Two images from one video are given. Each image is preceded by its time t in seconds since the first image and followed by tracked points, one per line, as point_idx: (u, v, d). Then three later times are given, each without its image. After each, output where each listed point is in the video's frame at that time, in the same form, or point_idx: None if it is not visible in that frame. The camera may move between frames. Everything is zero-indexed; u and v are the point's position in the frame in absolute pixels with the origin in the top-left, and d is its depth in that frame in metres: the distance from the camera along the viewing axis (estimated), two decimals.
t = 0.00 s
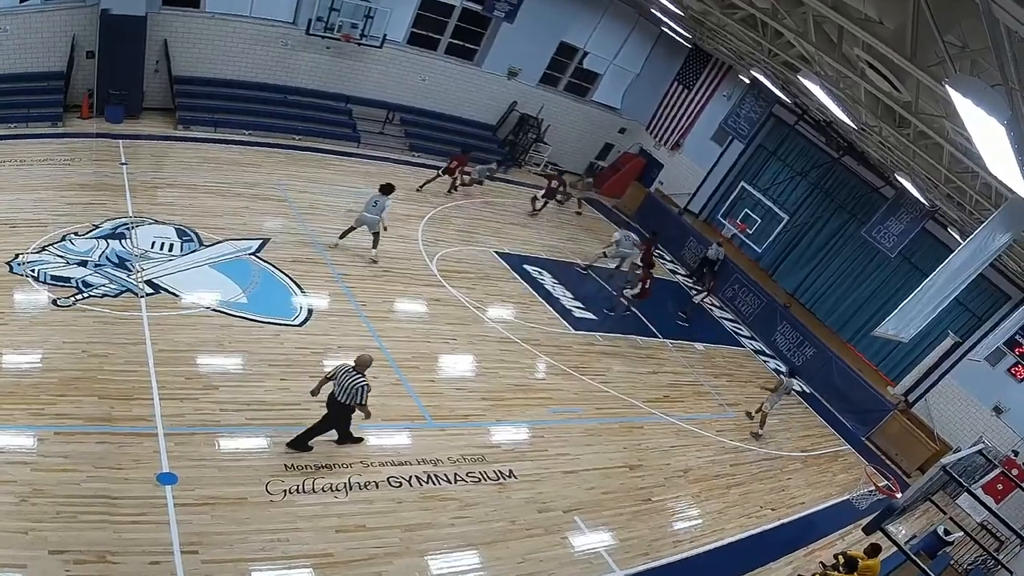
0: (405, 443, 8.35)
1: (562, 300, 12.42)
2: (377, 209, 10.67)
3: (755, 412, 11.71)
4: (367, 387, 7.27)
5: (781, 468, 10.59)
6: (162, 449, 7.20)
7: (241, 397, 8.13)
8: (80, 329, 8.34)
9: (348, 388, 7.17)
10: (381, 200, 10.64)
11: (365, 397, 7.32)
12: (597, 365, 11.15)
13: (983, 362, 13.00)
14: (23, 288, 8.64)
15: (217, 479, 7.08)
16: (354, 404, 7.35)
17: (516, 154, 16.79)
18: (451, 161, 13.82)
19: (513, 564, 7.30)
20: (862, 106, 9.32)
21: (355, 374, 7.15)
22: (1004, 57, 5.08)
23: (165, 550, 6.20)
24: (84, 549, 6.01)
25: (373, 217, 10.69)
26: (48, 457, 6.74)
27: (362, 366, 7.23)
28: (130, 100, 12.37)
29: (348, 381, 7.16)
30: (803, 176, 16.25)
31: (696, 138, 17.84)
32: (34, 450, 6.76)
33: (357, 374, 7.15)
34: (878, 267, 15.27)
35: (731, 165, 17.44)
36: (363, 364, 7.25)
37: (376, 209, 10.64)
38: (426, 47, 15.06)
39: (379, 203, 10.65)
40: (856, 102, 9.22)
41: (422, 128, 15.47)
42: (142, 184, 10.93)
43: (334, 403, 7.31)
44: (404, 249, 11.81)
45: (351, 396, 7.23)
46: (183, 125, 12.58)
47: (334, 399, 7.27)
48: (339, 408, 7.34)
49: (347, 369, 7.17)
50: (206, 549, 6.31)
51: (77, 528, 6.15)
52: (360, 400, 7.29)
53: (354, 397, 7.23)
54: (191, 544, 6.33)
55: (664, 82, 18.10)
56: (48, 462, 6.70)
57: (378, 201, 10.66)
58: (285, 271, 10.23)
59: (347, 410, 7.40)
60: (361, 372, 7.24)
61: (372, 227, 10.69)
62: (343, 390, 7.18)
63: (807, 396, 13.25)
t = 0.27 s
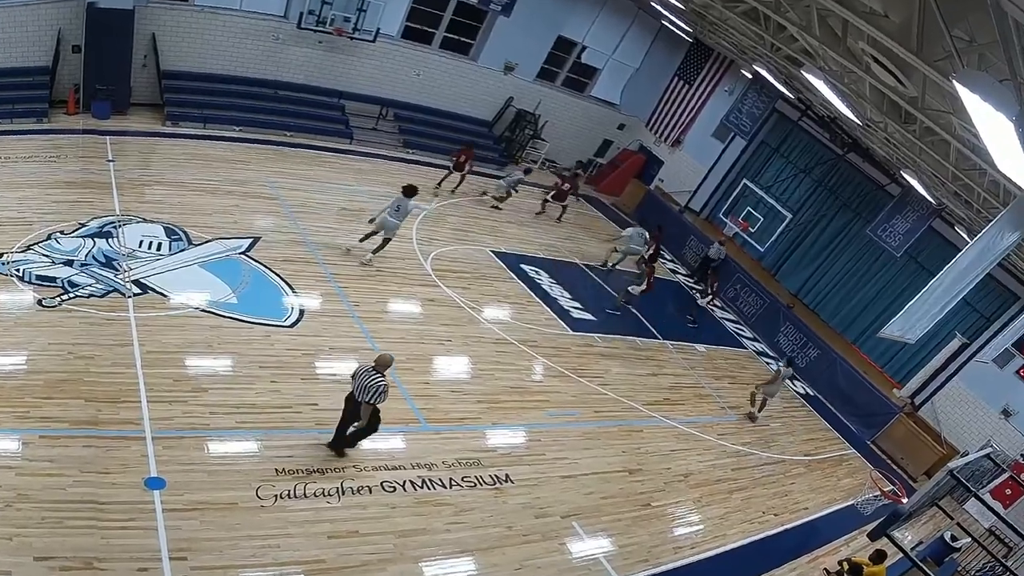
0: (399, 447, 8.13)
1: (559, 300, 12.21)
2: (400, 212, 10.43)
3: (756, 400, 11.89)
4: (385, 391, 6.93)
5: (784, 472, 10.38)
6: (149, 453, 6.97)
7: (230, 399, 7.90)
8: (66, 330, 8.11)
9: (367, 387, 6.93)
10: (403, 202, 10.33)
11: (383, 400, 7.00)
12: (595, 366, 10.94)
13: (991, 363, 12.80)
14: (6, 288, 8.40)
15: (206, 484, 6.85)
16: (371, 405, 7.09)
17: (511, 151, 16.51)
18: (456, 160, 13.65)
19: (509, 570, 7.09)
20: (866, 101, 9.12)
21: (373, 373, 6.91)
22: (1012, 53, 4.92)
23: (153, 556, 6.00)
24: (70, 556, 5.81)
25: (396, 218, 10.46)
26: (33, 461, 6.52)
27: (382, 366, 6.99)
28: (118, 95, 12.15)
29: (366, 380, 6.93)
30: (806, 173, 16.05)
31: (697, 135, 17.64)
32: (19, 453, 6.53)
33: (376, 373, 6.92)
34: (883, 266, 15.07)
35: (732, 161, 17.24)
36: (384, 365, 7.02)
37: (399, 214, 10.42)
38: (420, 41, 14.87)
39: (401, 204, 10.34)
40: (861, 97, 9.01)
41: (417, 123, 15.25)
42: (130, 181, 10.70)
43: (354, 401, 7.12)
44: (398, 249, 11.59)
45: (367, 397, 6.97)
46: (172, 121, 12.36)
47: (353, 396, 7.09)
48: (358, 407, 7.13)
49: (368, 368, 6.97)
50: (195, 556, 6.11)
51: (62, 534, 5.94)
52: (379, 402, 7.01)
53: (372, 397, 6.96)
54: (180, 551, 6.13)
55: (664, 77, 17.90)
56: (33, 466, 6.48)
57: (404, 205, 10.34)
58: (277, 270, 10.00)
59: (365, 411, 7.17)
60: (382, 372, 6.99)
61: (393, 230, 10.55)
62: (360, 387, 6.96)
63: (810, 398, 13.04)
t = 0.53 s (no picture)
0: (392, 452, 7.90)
1: (557, 300, 11.98)
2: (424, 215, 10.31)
3: (753, 401, 11.82)
4: (405, 397, 6.94)
5: (787, 476, 10.16)
6: (136, 457, 6.74)
7: (219, 402, 7.67)
8: (52, 331, 7.88)
9: (386, 395, 6.90)
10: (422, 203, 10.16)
11: (403, 405, 7.00)
12: (594, 368, 10.72)
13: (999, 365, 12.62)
14: None
15: (194, 490, 6.63)
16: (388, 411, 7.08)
17: (507, 147, 16.39)
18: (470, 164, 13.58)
19: None
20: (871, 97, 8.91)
21: (392, 381, 6.88)
22: None
23: (141, 563, 5.79)
24: (56, 562, 5.61)
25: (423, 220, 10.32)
26: (18, 465, 6.30)
27: (402, 374, 6.93)
28: (105, 91, 11.92)
29: (386, 388, 6.88)
30: (810, 171, 15.83)
31: (698, 132, 17.39)
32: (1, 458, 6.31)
33: (395, 380, 6.88)
34: (888, 266, 14.86)
35: (734, 159, 17.02)
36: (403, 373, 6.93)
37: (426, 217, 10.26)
38: (415, 35, 14.63)
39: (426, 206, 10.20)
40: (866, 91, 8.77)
41: (411, 120, 15.04)
42: (118, 178, 10.47)
43: (371, 409, 7.08)
44: (392, 248, 11.36)
45: (388, 404, 6.95)
46: (159, 116, 12.13)
47: (370, 404, 7.01)
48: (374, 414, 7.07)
49: (386, 376, 6.89)
50: (183, 563, 5.91)
51: (47, 541, 5.74)
52: (398, 408, 7.02)
53: (392, 404, 6.95)
54: (168, 557, 5.92)
55: (664, 71, 17.59)
56: (17, 470, 6.26)
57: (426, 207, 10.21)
58: (268, 270, 9.77)
59: (381, 417, 7.13)
60: (401, 379, 6.95)
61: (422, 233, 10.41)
62: (380, 396, 6.91)
63: (814, 401, 12.82)
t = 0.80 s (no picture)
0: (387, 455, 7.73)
1: (555, 300, 11.82)
2: (435, 222, 10.40)
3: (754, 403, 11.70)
4: (420, 402, 6.81)
5: (789, 479, 10.00)
6: (127, 460, 6.58)
7: (210, 404, 7.51)
8: (41, 331, 7.70)
9: (399, 401, 6.77)
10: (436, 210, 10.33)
11: (418, 412, 6.86)
12: (593, 370, 10.57)
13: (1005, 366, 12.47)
14: None
15: (185, 494, 6.47)
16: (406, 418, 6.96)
17: (505, 145, 16.17)
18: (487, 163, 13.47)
19: None
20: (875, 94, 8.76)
21: (406, 387, 6.77)
22: None
23: (131, 568, 5.66)
24: (44, 568, 5.48)
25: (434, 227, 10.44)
26: (4, 469, 6.15)
27: (414, 379, 6.81)
28: (95, 87, 11.76)
29: (400, 395, 6.77)
30: (812, 169, 15.68)
31: (697, 129, 17.28)
32: None
33: (409, 386, 6.78)
34: (891, 265, 14.71)
35: (735, 156, 16.87)
36: (417, 377, 6.82)
37: (433, 222, 10.36)
38: (410, 30, 14.48)
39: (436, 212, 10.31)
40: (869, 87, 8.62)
41: (406, 117, 14.89)
42: (107, 177, 10.30)
43: (387, 415, 6.95)
44: (387, 248, 11.19)
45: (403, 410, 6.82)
46: (150, 113, 11.97)
47: (386, 411, 6.91)
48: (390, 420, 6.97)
49: (399, 382, 6.79)
50: (174, 568, 5.76)
51: (35, 545, 5.61)
52: (413, 415, 6.88)
53: (406, 411, 6.82)
54: (159, 562, 5.78)
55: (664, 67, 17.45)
56: (3, 474, 6.11)
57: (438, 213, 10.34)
58: (261, 270, 9.61)
59: (400, 423, 7.03)
60: (414, 384, 6.83)
61: (434, 240, 10.53)
62: (394, 402, 6.80)
63: (817, 403, 12.67)
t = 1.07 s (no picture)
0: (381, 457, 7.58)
1: (552, 300, 11.68)
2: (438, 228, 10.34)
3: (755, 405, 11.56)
4: (436, 406, 6.71)
5: (790, 482, 9.86)
6: (117, 463, 6.44)
7: (201, 406, 7.36)
8: (28, 332, 7.55)
9: (414, 405, 6.70)
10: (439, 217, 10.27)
11: (435, 417, 6.75)
12: (590, 371, 10.43)
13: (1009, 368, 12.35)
14: None
15: (176, 497, 6.33)
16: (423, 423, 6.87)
17: (501, 142, 15.97)
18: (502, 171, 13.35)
19: None
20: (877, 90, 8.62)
21: (421, 391, 6.67)
22: None
23: (120, 572, 5.53)
24: (31, 573, 5.34)
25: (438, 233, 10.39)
26: None
27: (431, 383, 6.70)
28: (84, 84, 11.61)
29: (416, 399, 6.68)
30: (813, 167, 15.55)
31: (696, 127, 17.17)
32: None
33: (424, 390, 6.67)
34: (893, 264, 14.58)
35: (735, 154, 16.74)
36: (433, 381, 6.70)
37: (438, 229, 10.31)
38: (404, 25, 14.34)
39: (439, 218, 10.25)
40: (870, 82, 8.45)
41: (401, 114, 14.75)
42: (97, 175, 10.15)
43: (403, 420, 6.89)
44: (381, 247, 11.05)
45: (418, 414, 6.73)
46: (140, 111, 11.82)
47: (401, 415, 6.84)
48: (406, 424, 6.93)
49: (415, 387, 6.69)
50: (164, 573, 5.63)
51: (22, 550, 5.47)
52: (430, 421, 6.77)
53: (422, 415, 6.72)
54: (149, 568, 5.64)
55: (662, 63, 17.30)
56: None
57: (442, 220, 10.26)
58: (253, 270, 9.47)
59: (416, 425, 6.95)
60: (430, 389, 6.72)
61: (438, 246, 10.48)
62: (410, 406, 6.72)
63: (818, 404, 12.54)
